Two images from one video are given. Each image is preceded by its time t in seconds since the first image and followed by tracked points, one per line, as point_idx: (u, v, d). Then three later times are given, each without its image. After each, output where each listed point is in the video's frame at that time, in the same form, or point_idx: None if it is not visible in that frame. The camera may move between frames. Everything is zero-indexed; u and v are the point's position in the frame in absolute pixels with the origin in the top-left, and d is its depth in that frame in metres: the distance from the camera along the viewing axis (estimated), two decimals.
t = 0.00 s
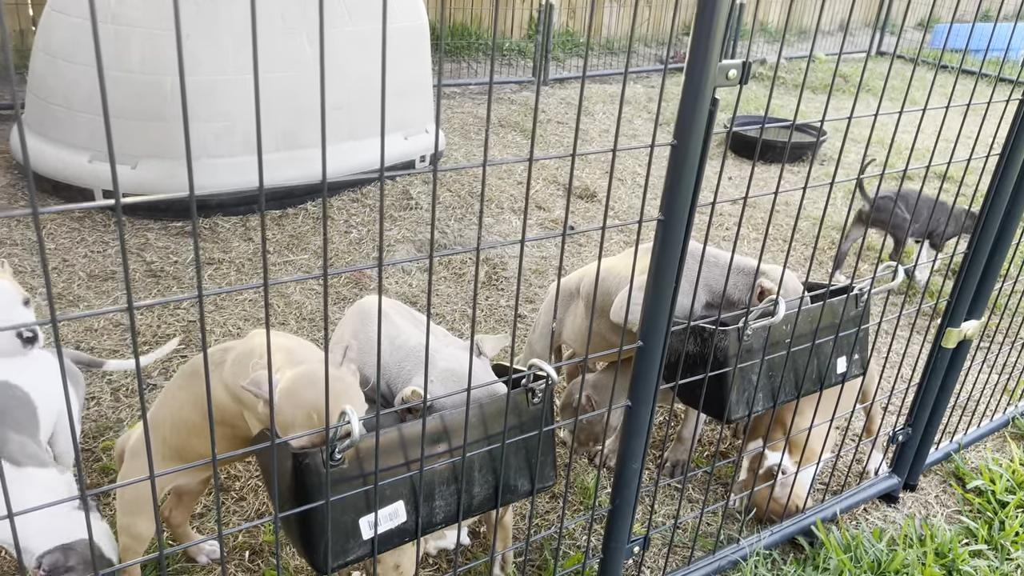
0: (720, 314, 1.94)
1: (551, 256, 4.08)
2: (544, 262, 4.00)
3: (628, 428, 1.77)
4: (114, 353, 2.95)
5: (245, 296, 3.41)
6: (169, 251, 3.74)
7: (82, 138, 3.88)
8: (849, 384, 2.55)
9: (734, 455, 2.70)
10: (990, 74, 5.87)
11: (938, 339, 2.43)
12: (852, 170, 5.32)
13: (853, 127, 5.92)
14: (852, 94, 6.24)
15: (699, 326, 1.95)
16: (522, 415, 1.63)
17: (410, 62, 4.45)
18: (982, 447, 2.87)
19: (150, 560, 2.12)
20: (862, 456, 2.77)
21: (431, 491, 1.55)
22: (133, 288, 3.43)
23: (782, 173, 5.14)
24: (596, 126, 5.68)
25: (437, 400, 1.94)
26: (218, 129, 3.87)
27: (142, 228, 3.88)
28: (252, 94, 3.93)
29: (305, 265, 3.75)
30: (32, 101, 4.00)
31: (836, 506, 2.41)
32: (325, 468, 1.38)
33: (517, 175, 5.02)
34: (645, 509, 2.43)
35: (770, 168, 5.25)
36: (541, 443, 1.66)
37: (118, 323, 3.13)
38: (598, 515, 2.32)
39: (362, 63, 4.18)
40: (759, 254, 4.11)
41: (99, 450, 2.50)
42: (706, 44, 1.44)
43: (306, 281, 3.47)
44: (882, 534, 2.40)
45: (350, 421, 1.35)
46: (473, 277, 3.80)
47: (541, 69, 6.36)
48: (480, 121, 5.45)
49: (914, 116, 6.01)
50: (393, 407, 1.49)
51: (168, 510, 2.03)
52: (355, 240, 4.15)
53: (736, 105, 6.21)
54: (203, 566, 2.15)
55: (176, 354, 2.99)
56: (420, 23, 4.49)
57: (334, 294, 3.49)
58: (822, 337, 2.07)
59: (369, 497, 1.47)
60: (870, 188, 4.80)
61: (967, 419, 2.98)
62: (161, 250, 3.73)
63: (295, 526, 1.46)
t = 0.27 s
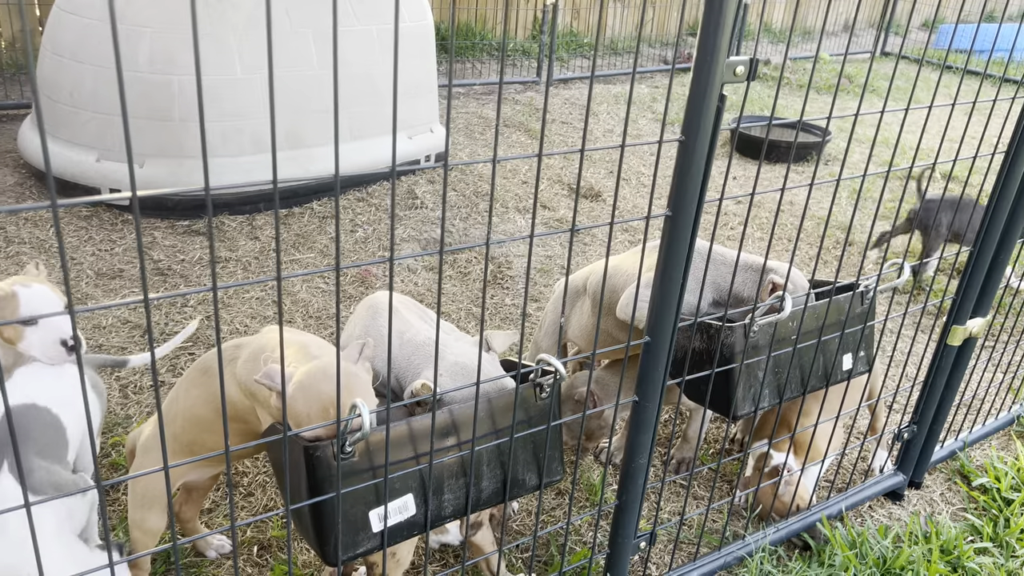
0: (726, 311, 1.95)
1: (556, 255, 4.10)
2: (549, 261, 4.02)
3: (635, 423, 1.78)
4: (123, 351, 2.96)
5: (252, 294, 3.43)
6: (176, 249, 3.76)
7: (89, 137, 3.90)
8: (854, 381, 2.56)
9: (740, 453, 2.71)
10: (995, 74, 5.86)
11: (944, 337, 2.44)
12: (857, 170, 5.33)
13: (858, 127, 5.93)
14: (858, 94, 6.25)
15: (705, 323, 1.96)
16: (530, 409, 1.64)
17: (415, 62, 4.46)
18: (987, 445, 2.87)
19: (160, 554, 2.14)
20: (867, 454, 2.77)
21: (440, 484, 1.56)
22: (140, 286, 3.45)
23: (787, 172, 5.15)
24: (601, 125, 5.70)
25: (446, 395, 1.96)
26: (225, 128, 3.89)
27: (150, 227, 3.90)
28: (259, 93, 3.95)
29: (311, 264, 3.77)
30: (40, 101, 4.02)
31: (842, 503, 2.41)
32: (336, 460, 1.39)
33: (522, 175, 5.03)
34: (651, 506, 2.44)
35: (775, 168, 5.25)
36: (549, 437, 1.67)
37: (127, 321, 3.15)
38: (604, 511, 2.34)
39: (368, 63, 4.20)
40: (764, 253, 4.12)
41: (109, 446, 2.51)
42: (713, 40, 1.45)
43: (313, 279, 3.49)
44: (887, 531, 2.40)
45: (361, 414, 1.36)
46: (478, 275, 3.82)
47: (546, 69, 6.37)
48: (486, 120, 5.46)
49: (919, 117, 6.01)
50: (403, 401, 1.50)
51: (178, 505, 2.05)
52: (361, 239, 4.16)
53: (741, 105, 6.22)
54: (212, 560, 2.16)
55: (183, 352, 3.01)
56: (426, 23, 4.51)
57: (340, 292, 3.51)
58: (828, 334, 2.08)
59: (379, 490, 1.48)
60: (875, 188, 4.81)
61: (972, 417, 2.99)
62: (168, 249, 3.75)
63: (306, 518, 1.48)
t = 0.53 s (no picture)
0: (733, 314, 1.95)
1: (562, 257, 4.10)
2: (554, 263, 4.02)
3: (642, 426, 1.78)
4: (130, 353, 2.97)
5: (258, 296, 3.44)
6: (182, 251, 3.77)
7: (95, 139, 3.91)
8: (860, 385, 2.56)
9: (746, 455, 2.71)
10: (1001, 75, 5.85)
11: (950, 340, 2.43)
12: (862, 171, 5.32)
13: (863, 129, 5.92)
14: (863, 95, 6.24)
15: (712, 326, 1.96)
16: (537, 412, 1.64)
17: (421, 64, 4.47)
18: (994, 448, 2.87)
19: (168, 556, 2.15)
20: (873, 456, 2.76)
21: (448, 488, 1.56)
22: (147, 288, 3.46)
23: (792, 174, 5.15)
24: (606, 127, 5.70)
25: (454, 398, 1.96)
26: (231, 130, 3.90)
27: (156, 229, 3.91)
28: (265, 95, 3.95)
29: (317, 266, 3.78)
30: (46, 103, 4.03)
31: (848, 506, 2.41)
32: (344, 464, 1.40)
33: (527, 177, 5.03)
34: (657, 509, 2.44)
35: (780, 170, 5.25)
36: (556, 440, 1.67)
37: (133, 323, 3.16)
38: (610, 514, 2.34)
39: (374, 65, 4.21)
40: (769, 255, 4.12)
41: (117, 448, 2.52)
42: (722, 44, 1.45)
43: (318, 281, 3.50)
44: (893, 533, 2.40)
45: (369, 418, 1.37)
46: (484, 277, 3.82)
47: (551, 71, 6.38)
48: (491, 122, 5.47)
49: (924, 118, 6.00)
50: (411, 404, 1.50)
51: (186, 508, 2.06)
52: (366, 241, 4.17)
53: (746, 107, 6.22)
54: (219, 563, 2.17)
55: (190, 354, 3.01)
56: (431, 25, 4.51)
57: (346, 295, 3.52)
58: (834, 337, 2.08)
59: (387, 493, 1.49)
60: (880, 190, 4.80)
61: (978, 420, 2.99)
62: (174, 251, 3.76)
63: (314, 521, 1.48)
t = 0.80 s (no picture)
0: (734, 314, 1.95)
1: (563, 258, 4.10)
2: (555, 263, 4.02)
3: (643, 426, 1.78)
4: (131, 354, 2.97)
5: (259, 297, 3.44)
6: (183, 252, 3.77)
7: (96, 140, 3.92)
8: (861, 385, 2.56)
9: (747, 456, 2.71)
10: (1002, 75, 5.85)
11: (952, 340, 2.43)
12: (863, 171, 5.32)
13: (864, 129, 5.92)
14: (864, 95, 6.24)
15: (713, 326, 1.96)
16: (538, 413, 1.64)
17: (422, 65, 4.47)
18: (995, 448, 2.87)
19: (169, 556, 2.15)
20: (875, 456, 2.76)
21: (449, 488, 1.56)
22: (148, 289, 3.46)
23: (793, 174, 5.15)
24: (607, 128, 5.70)
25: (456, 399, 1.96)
26: (232, 132, 3.90)
27: (158, 230, 3.92)
28: (266, 97, 3.96)
29: (318, 266, 3.78)
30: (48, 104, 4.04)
31: (849, 506, 2.41)
32: (345, 464, 1.40)
33: (528, 177, 5.04)
34: (658, 509, 2.44)
35: (781, 170, 5.25)
36: (556, 441, 1.68)
37: (135, 323, 3.16)
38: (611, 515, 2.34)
39: (374, 66, 4.21)
40: (770, 255, 4.12)
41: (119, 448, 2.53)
42: (721, 44, 1.45)
43: (319, 282, 3.50)
44: (895, 533, 2.40)
45: (369, 418, 1.37)
46: (485, 278, 3.82)
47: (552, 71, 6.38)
48: (492, 122, 5.47)
49: (925, 117, 6.00)
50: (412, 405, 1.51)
51: (187, 508, 2.06)
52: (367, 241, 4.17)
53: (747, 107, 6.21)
54: (220, 563, 2.17)
55: (191, 355, 3.02)
56: (432, 26, 4.52)
57: (347, 295, 3.52)
58: (835, 337, 2.07)
59: (388, 493, 1.49)
60: (882, 190, 4.80)
61: (980, 420, 2.98)
62: (176, 252, 3.77)
63: (315, 521, 1.48)
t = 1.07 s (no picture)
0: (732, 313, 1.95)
1: (562, 257, 4.10)
2: (555, 263, 4.02)
3: (641, 425, 1.79)
4: (132, 354, 2.98)
5: (259, 297, 3.44)
6: (183, 252, 3.78)
7: (96, 141, 3.92)
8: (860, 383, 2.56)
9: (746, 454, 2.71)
10: (1001, 73, 5.85)
11: (950, 338, 2.43)
12: (862, 169, 5.32)
13: (863, 127, 5.93)
14: (863, 94, 6.24)
15: (711, 324, 1.96)
16: (536, 412, 1.65)
17: (420, 65, 4.47)
18: (994, 446, 2.87)
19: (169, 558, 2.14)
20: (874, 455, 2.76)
21: (447, 487, 1.56)
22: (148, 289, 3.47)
23: (792, 173, 5.15)
24: (606, 127, 5.70)
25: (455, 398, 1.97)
26: (231, 132, 3.90)
27: (157, 230, 3.92)
28: (266, 97, 3.96)
29: (317, 267, 3.79)
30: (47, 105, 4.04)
31: (848, 505, 2.41)
32: (343, 464, 1.40)
33: (527, 176, 5.04)
34: (658, 508, 2.44)
35: (780, 169, 5.25)
36: (554, 440, 1.68)
37: (135, 323, 3.17)
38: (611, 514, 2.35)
39: (374, 66, 4.21)
40: (769, 254, 4.12)
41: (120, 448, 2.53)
42: (718, 43, 1.45)
43: (319, 281, 3.51)
44: (893, 532, 2.40)
45: (367, 418, 1.37)
46: (484, 277, 3.83)
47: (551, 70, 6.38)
48: (491, 122, 5.47)
49: (925, 116, 6.00)
50: (410, 404, 1.51)
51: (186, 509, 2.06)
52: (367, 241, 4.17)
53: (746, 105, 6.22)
54: (220, 564, 2.17)
55: (190, 355, 3.02)
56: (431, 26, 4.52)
57: (347, 295, 3.52)
58: (833, 336, 2.08)
59: (386, 493, 1.49)
60: (881, 188, 4.80)
61: (979, 418, 2.99)
62: (176, 252, 3.77)
63: (313, 521, 1.48)
